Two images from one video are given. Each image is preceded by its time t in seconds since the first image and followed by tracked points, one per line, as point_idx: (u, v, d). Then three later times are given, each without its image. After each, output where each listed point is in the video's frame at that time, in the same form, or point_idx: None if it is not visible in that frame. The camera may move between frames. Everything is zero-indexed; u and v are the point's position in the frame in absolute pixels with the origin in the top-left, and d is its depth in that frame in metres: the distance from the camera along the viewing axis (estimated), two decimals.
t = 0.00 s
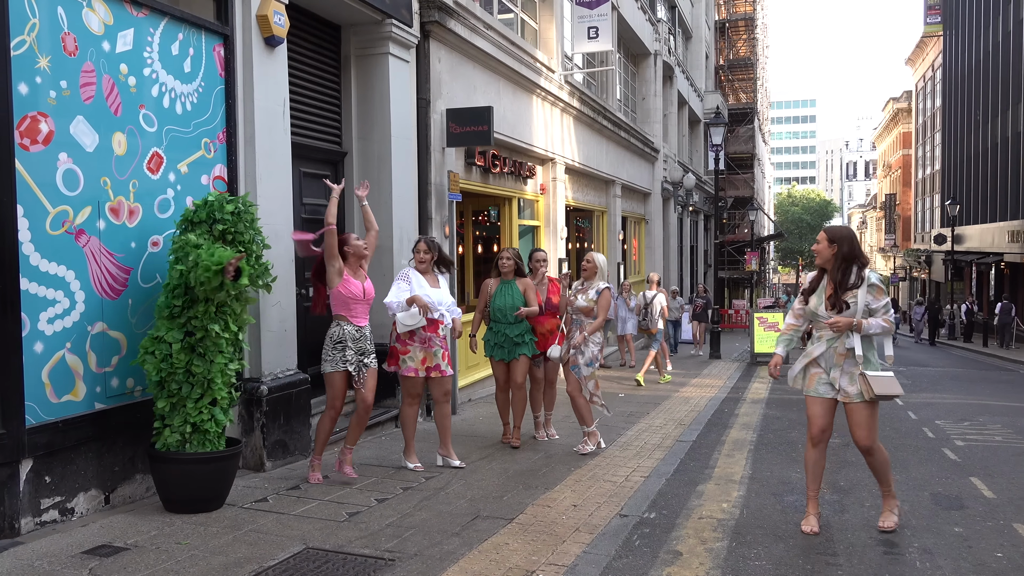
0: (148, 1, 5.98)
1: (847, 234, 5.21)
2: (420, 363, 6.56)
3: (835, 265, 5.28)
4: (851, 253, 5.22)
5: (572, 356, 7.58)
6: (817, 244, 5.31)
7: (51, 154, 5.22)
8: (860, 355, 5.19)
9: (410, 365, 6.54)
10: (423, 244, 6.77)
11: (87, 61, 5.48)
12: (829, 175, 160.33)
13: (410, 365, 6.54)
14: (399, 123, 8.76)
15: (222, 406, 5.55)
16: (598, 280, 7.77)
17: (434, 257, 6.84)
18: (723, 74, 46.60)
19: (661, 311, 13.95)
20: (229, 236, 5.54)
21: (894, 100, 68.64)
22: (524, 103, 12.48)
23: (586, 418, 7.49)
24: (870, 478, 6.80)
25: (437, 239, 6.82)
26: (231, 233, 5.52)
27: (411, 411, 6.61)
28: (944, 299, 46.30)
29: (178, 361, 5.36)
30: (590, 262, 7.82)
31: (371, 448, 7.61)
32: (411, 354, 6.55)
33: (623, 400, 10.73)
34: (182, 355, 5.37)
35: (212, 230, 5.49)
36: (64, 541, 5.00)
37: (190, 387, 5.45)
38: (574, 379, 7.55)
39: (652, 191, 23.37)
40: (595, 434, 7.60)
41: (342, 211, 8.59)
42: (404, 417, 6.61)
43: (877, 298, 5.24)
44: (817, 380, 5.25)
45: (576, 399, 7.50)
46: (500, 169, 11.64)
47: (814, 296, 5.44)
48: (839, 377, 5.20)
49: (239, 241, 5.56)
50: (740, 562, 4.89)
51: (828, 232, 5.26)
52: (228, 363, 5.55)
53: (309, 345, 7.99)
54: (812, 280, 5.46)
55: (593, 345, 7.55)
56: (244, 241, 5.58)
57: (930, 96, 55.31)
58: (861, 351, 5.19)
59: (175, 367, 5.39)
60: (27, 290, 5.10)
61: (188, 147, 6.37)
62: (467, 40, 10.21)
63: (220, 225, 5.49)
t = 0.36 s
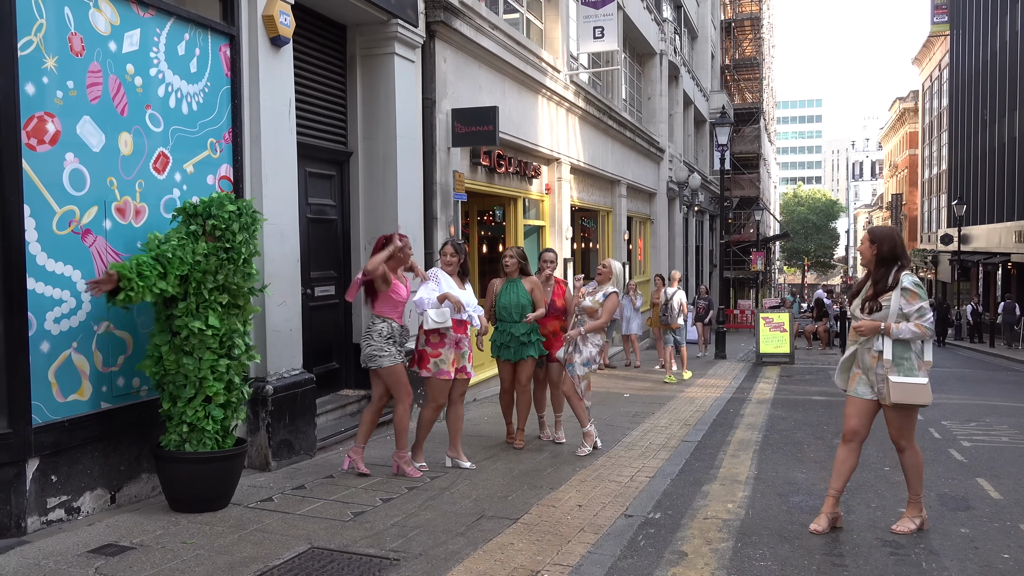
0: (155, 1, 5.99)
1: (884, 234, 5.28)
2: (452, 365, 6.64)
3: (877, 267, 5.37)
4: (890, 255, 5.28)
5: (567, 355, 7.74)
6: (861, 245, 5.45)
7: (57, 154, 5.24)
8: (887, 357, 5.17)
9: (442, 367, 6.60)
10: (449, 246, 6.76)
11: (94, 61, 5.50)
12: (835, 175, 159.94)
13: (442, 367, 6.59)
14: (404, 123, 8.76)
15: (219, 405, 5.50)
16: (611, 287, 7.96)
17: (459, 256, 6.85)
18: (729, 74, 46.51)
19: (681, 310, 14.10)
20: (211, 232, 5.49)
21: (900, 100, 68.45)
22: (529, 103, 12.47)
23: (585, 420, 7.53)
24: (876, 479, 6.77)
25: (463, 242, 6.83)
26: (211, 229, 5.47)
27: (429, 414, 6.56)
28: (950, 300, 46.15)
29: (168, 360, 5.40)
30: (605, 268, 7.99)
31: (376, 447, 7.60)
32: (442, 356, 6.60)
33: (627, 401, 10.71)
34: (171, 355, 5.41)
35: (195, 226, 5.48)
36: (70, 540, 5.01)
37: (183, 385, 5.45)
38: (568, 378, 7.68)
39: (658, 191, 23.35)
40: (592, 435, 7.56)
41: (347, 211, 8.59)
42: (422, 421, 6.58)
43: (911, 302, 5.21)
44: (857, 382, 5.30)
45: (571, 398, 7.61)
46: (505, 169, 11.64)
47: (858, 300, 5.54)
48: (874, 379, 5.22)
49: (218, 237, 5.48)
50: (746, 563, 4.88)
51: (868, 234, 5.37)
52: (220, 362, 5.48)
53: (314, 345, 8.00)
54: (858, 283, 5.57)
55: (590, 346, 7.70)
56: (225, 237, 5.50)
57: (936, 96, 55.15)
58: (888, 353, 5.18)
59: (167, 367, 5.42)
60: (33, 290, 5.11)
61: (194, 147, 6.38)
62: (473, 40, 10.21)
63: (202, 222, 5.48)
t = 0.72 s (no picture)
0: (157, 1, 6.00)
1: (902, 233, 5.42)
2: (477, 362, 6.43)
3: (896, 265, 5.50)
4: (907, 253, 5.40)
5: (579, 356, 7.68)
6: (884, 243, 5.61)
7: (60, 153, 5.24)
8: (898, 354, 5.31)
9: (468, 366, 6.40)
10: (476, 249, 6.76)
11: (97, 60, 5.51)
12: (836, 176, 159.96)
13: (467, 365, 6.38)
14: (406, 123, 8.76)
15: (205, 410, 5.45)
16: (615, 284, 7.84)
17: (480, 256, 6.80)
18: (730, 74, 46.52)
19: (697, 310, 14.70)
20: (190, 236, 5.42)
21: (901, 100, 68.40)
22: (531, 103, 12.48)
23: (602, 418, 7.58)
24: (878, 479, 6.77)
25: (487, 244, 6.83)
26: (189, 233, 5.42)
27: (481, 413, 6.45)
28: (952, 301, 46.12)
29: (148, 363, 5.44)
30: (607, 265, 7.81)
31: (377, 447, 7.60)
32: (466, 356, 6.38)
33: (629, 401, 10.72)
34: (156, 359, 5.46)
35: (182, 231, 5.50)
36: (72, 539, 5.02)
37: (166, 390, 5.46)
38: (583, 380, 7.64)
39: (660, 191, 23.36)
40: (608, 434, 7.62)
41: (348, 210, 8.60)
42: (475, 422, 6.42)
43: (916, 299, 5.27)
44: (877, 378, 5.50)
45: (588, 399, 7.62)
46: (507, 169, 11.64)
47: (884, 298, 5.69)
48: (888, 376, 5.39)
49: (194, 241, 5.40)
50: (747, 563, 4.88)
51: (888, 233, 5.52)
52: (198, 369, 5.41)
53: (316, 345, 8.00)
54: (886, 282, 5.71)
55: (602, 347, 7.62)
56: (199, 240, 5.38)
57: (938, 96, 55.10)
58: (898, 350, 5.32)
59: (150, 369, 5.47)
60: (36, 289, 5.12)
61: (196, 147, 6.39)
62: (474, 40, 10.22)
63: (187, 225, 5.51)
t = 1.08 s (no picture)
0: (155, 1, 5.99)
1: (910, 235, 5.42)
2: (500, 368, 6.37)
3: (901, 266, 5.52)
4: (914, 254, 5.42)
5: (610, 360, 7.44)
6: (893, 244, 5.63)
7: (58, 154, 5.24)
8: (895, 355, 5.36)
9: (489, 371, 6.32)
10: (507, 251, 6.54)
11: (95, 61, 5.50)
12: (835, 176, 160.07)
13: (490, 371, 6.33)
14: (405, 123, 8.76)
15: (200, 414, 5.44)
16: (625, 284, 7.66)
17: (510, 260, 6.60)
18: (729, 75, 46.49)
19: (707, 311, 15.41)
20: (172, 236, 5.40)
21: (900, 101, 68.42)
22: (529, 103, 12.47)
23: (633, 420, 7.49)
24: (876, 480, 6.77)
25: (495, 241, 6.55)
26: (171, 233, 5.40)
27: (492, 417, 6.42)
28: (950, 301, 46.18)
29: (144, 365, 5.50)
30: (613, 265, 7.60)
31: (376, 448, 7.60)
32: (489, 360, 6.33)
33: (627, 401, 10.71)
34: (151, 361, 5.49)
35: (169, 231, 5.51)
36: (70, 540, 5.01)
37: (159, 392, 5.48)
38: (617, 383, 7.44)
39: (658, 191, 23.37)
40: (638, 437, 7.53)
41: (347, 211, 8.60)
42: (488, 425, 6.40)
43: (913, 301, 5.30)
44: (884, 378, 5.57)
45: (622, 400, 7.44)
46: (505, 169, 11.64)
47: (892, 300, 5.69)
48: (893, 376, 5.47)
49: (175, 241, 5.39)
50: (746, 563, 4.88)
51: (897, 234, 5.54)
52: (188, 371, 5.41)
53: (314, 345, 8.00)
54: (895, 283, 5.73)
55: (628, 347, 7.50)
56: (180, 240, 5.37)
57: (936, 97, 55.14)
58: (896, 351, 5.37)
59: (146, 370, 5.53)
60: (34, 290, 5.12)
61: (194, 147, 6.38)
62: (473, 40, 10.22)
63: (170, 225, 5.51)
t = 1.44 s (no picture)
0: (155, 2, 5.99)
1: (914, 234, 5.42)
2: (540, 368, 6.48)
3: (907, 265, 5.52)
4: (920, 253, 5.42)
5: (632, 361, 7.36)
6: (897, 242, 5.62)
7: (57, 155, 5.24)
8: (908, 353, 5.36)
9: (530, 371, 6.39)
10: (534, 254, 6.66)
11: (94, 61, 5.50)
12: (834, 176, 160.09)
13: (532, 371, 6.41)
14: (404, 124, 8.76)
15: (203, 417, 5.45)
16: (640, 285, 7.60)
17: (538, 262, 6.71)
18: (727, 75, 46.49)
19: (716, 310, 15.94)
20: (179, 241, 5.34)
21: (898, 101, 68.43)
22: (528, 104, 12.48)
23: (641, 421, 7.49)
24: (875, 480, 6.77)
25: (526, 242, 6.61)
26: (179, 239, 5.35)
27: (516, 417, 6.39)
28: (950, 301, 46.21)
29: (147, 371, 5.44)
30: (626, 265, 7.54)
31: (376, 448, 7.60)
32: (531, 360, 6.41)
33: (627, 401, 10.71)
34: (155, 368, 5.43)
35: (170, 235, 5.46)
36: (69, 541, 5.01)
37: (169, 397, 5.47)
38: (637, 383, 7.40)
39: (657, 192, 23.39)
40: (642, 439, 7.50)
41: (346, 211, 8.60)
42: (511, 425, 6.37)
43: (925, 298, 5.28)
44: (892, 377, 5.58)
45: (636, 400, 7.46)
46: (505, 170, 11.65)
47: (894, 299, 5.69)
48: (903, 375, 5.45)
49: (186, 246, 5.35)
50: (745, 564, 4.89)
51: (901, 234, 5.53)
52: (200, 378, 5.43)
53: (314, 346, 8.00)
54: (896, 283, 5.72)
55: (648, 348, 7.48)
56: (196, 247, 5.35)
57: (934, 97, 55.15)
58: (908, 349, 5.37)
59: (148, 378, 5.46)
60: (33, 291, 5.12)
61: (193, 148, 6.38)
62: (472, 41, 10.22)
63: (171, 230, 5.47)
